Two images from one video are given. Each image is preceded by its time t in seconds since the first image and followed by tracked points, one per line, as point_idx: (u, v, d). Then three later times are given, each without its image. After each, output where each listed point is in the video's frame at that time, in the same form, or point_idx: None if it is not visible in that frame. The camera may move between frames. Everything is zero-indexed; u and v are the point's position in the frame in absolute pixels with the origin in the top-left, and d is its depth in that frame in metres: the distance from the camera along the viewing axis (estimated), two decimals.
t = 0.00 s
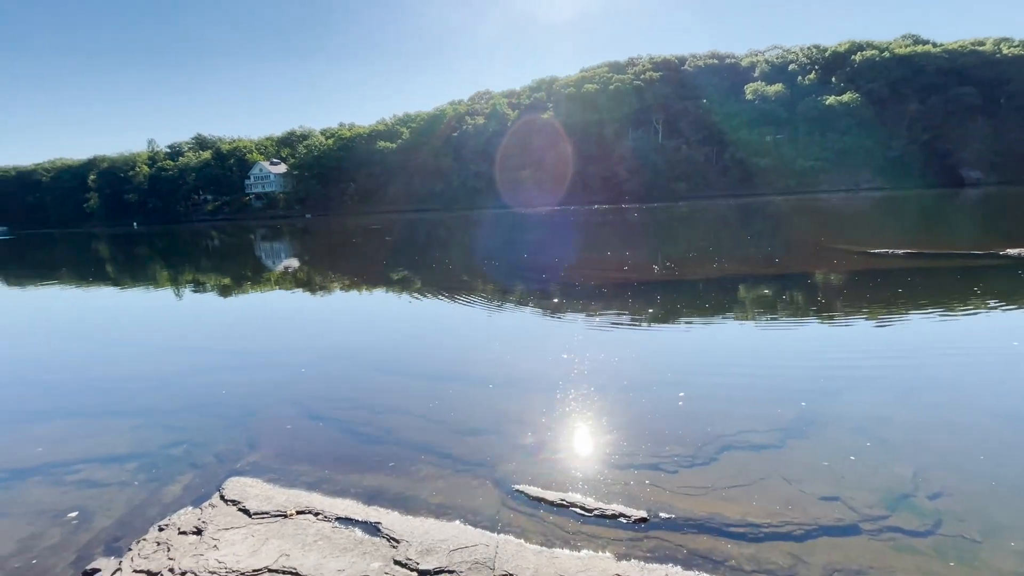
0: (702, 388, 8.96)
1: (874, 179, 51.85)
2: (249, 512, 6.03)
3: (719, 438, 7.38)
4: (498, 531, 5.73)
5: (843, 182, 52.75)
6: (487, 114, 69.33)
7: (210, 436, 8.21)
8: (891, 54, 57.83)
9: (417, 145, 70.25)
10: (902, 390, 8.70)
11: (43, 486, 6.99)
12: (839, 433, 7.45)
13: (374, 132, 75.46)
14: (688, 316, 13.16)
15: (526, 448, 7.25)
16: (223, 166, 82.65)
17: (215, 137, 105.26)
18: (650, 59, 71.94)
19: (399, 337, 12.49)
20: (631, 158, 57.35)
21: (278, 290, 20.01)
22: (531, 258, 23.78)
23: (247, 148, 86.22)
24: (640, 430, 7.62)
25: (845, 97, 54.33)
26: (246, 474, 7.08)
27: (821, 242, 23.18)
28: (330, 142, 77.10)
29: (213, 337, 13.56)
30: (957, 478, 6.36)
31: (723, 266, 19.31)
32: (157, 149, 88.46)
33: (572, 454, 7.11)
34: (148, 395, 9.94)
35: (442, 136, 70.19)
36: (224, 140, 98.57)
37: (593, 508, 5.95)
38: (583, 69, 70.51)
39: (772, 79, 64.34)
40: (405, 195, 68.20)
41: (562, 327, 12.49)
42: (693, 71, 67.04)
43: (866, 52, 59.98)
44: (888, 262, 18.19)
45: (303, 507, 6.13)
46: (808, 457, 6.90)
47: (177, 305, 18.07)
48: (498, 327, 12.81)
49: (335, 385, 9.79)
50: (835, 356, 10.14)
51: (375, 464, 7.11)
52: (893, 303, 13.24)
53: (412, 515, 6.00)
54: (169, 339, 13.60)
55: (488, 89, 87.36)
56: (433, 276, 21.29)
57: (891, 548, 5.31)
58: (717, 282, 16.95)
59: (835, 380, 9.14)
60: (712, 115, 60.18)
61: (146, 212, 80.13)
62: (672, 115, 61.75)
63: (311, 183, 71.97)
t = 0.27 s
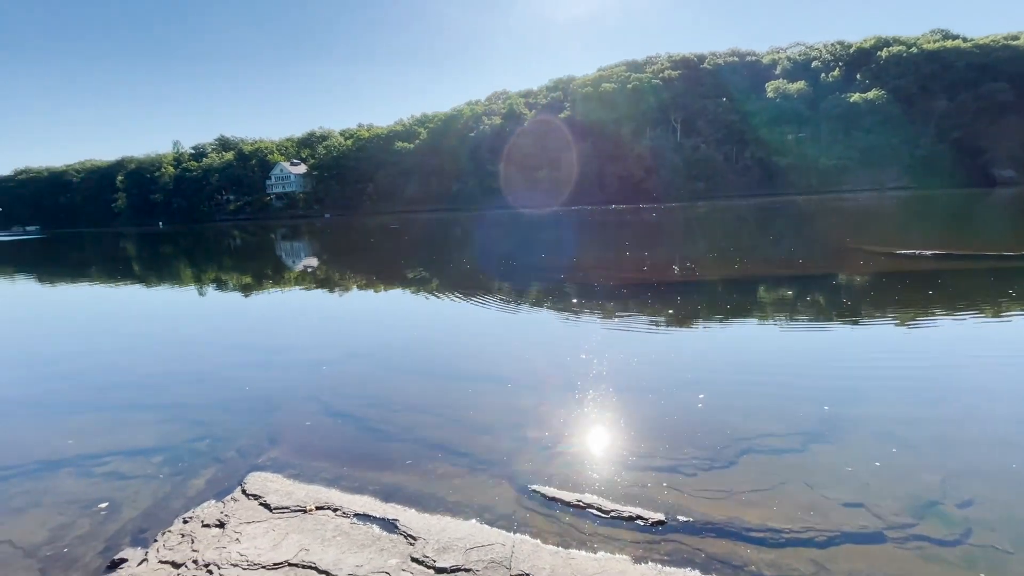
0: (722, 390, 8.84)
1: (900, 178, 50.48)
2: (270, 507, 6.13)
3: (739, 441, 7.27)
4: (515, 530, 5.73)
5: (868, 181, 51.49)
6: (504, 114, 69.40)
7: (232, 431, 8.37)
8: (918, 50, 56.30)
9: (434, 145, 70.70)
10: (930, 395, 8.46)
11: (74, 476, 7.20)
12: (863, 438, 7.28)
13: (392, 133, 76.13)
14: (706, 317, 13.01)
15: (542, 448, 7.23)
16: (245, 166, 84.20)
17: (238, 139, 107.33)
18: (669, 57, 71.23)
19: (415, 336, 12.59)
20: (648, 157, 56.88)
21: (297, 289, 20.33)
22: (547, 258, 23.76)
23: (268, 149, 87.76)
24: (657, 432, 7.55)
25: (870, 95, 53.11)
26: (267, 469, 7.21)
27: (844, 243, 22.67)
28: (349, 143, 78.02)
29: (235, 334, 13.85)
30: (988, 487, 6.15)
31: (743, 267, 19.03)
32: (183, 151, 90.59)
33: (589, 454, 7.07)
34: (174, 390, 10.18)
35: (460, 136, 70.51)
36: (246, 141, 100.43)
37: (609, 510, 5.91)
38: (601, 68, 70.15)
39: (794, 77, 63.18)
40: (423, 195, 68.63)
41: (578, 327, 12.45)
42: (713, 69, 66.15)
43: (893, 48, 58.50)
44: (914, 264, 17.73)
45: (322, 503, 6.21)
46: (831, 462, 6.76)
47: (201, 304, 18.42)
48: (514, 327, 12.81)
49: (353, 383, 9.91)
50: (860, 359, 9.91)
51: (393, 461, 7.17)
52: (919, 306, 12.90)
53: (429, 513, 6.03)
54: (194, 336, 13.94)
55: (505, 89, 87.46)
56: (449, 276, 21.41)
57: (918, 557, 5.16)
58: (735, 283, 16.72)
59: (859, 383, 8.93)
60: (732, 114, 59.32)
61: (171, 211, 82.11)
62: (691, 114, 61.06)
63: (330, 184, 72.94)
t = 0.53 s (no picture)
0: (741, 393, 8.73)
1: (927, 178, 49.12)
2: (290, 502, 6.23)
3: (758, 445, 7.16)
4: (531, 530, 5.72)
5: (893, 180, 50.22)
6: (521, 115, 69.42)
7: (252, 427, 8.53)
8: (947, 45, 54.71)
9: (451, 145, 71.10)
10: (958, 401, 8.22)
11: (102, 469, 7.41)
12: (888, 444, 7.11)
13: (410, 133, 76.75)
14: (724, 319, 12.85)
15: (558, 449, 7.22)
16: (266, 167, 85.65)
17: (259, 140, 109.32)
18: (688, 55, 70.48)
19: (431, 335, 12.70)
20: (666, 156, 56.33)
21: (316, 288, 20.66)
22: (563, 258, 23.72)
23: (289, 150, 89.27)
24: (675, 434, 7.48)
25: (897, 92, 51.78)
26: (287, 465, 7.33)
27: (868, 243, 22.17)
28: (368, 143, 78.93)
29: (256, 332, 14.14)
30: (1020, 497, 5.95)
31: (763, 268, 18.75)
32: (206, 152, 92.66)
33: (605, 456, 7.03)
34: (197, 386, 10.42)
35: (477, 137, 70.78)
36: (267, 142, 102.22)
37: (626, 512, 5.87)
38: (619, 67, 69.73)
39: (816, 74, 61.96)
40: (440, 195, 69.05)
41: (595, 328, 12.40)
42: (733, 67, 65.20)
43: (920, 44, 56.96)
44: (941, 265, 17.26)
45: (340, 499, 6.30)
46: (854, 468, 6.62)
47: (223, 302, 18.81)
48: (529, 327, 12.84)
49: (371, 381, 10.03)
50: (884, 363, 9.67)
51: (410, 460, 7.23)
52: (946, 309, 12.56)
53: (445, 512, 6.07)
54: (216, 333, 14.26)
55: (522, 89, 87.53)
56: (465, 275, 21.55)
57: (944, 567, 5.02)
58: (754, 284, 16.49)
59: (884, 388, 8.72)
60: (752, 112, 58.42)
61: (195, 211, 84.02)
62: (710, 112, 60.32)
63: (349, 184, 73.85)
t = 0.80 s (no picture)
0: (761, 396, 8.60)
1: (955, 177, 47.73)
2: (309, 498, 6.33)
3: (779, 449, 7.05)
4: (546, 531, 5.72)
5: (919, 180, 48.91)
6: (538, 115, 69.34)
7: (272, 423, 8.67)
8: (978, 41, 53.09)
9: (468, 146, 71.33)
10: (988, 408, 7.97)
11: (128, 462, 7.61)
12: (914, 451, 6.93)
13: (427, 134, 77.20)
14: (743, 321, 12.67)
15: (574, 450, 7.20)
16: (286, 168, 86.99)
17: (280, 141, 111.12)
18: (707, 54, 69.66)
19: (447, 334, 12.79)
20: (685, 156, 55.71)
21: (333, 287, 20.91)
22: (578, 259, 23.63)
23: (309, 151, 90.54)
24: (693, 437, 7.40)
25: (924, 90, 50.46)
26: (305, 461, 7.44)
27: (892, 245, 21.65)
28: (385, 144, 79.67)
29: (276, 330, 14.36)
30: None
31: (783, 269, 18.43)
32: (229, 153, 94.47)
33: (622, 458, 6.99)
34: (219, 382, 10.64)
35: (493, 137, 70.93)
36: (287, 144, 103.82)
37: (642, 515, 5.83)
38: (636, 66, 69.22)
39: (839, 71, 60.69)
40: (456, 196, 69.34)
41: (610, 329, 12.35)
42: (753, 65, 64.24)
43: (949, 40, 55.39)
44: (969, 268, 16.76)
45: (357, 496, 6.37)
46: (878, 474, 6.47)
47: (243, 300, 19.16)
48: (544, 327, 12.84)
49: (388, 380, 10.14)
50: (910, 368, 9.43)
51: (426, 458, 7.28)
52: (976, 313, 12.19)
53: (461, 511, 6.09)
54: (237, 331, 14.52)
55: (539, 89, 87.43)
56: (480, 275, 21.61)
57: None
58: (774, 286, 16.22)
59: (910, 393, 8.51)
60: (773, 111, 57.48)
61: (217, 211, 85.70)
62: (730, 112, 59.51)
63: (367, 185, 74.61)
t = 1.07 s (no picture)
0: (781, 401, 8.46)
1: (984, 177, 46.32)
2: (327, 494, 6.41)
3: (799, 454, 6.92)
4: (562, 532, 5.70)
5: (946, 180, 47.59)
6: (555, 115, 69.21)
7: (291, 420, 8.81)
8: (1010, 36, 51.45)
9: (484, 146, 71.57)
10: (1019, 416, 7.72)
11: (153, 456, 7.79)
12: (940, 458, 6.75)
13: (444, 135, 77.64)
14: (762, 324, 12.46)
15: (590, 452, 7.18)
16: (305, 168, 88.24)
17: (300, 142, 112.77)
18: (726, 53, 68.79)
19: (463, 334, 12.86)
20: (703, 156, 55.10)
21: (351, 286, 21.17)
22: (595, 259, 23.55)
23: (328, 152, 91.82)
24: (710, 440, 7.32)
25: (951, 87, 49.09)
26: (324, 458, 7.54)
27: (919, 247, 21.10)
28: (403, 145, 80.39)
29: (295, 328, 14.59)
30: None
31: (804, 271, 18.07)
32: (250, 154, 96.28)
33: (637, 460, 6.94)
34: (240, 379, 10.85)
35: (510, 138, 71.09)
36: (307, 145, 105.34)
37: (659, 518, 5.78)
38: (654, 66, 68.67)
39: (864, 69, 59.41)
40: (472, 196, 69.61)
41: (627, 330, 12.29)
42: (774, 63, 63.25)
43: (979, 36, 53.81)
44: (999, 271, 16.24)
45: (374, 494, 6.43)
46: (902, 481, 6.32)
47: (264, 299, 19.50)
48: (560, 328, 12.82)
49: (404, 378, 10.22)
50: (937, 374, 9.18)
51: (441, 457, 7.32)
52: (1006, 318, 11.80)
53: (476, 510, 6.11)
54: (258, 329, 14.79)
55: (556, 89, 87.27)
56: (495, 275, 21.68)
57: None
58: (794, 288, 15.93)
59: (937, 400, 8.28)
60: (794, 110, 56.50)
61: (238, 210, 87.37)
62: (750, 111, 58.67)
63: (384, 185, 75.36)
